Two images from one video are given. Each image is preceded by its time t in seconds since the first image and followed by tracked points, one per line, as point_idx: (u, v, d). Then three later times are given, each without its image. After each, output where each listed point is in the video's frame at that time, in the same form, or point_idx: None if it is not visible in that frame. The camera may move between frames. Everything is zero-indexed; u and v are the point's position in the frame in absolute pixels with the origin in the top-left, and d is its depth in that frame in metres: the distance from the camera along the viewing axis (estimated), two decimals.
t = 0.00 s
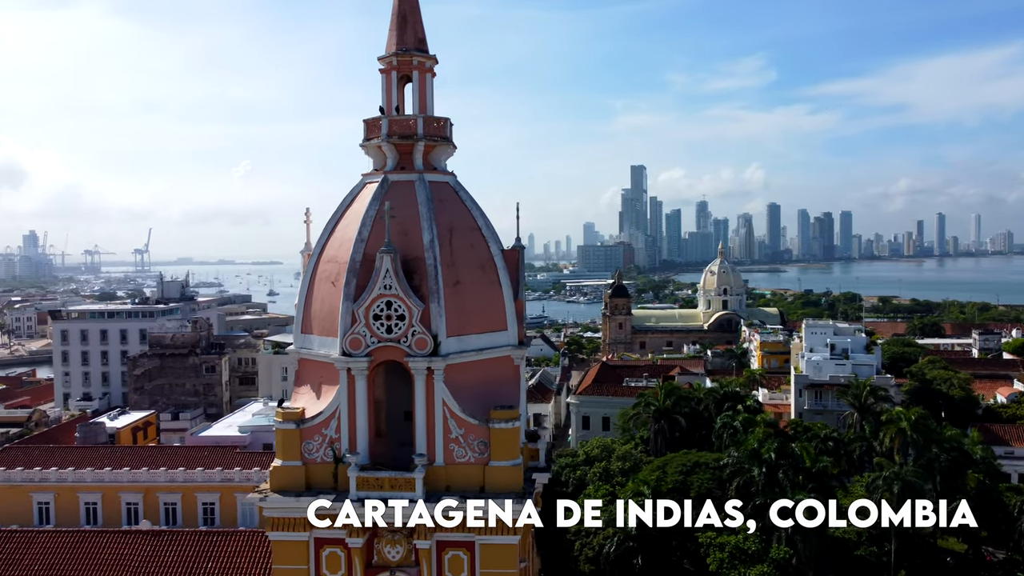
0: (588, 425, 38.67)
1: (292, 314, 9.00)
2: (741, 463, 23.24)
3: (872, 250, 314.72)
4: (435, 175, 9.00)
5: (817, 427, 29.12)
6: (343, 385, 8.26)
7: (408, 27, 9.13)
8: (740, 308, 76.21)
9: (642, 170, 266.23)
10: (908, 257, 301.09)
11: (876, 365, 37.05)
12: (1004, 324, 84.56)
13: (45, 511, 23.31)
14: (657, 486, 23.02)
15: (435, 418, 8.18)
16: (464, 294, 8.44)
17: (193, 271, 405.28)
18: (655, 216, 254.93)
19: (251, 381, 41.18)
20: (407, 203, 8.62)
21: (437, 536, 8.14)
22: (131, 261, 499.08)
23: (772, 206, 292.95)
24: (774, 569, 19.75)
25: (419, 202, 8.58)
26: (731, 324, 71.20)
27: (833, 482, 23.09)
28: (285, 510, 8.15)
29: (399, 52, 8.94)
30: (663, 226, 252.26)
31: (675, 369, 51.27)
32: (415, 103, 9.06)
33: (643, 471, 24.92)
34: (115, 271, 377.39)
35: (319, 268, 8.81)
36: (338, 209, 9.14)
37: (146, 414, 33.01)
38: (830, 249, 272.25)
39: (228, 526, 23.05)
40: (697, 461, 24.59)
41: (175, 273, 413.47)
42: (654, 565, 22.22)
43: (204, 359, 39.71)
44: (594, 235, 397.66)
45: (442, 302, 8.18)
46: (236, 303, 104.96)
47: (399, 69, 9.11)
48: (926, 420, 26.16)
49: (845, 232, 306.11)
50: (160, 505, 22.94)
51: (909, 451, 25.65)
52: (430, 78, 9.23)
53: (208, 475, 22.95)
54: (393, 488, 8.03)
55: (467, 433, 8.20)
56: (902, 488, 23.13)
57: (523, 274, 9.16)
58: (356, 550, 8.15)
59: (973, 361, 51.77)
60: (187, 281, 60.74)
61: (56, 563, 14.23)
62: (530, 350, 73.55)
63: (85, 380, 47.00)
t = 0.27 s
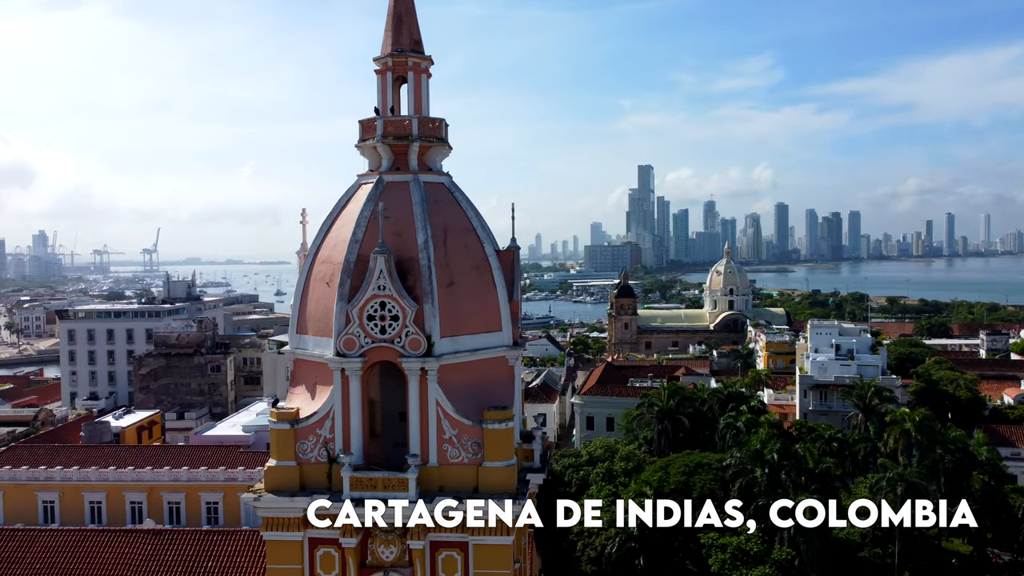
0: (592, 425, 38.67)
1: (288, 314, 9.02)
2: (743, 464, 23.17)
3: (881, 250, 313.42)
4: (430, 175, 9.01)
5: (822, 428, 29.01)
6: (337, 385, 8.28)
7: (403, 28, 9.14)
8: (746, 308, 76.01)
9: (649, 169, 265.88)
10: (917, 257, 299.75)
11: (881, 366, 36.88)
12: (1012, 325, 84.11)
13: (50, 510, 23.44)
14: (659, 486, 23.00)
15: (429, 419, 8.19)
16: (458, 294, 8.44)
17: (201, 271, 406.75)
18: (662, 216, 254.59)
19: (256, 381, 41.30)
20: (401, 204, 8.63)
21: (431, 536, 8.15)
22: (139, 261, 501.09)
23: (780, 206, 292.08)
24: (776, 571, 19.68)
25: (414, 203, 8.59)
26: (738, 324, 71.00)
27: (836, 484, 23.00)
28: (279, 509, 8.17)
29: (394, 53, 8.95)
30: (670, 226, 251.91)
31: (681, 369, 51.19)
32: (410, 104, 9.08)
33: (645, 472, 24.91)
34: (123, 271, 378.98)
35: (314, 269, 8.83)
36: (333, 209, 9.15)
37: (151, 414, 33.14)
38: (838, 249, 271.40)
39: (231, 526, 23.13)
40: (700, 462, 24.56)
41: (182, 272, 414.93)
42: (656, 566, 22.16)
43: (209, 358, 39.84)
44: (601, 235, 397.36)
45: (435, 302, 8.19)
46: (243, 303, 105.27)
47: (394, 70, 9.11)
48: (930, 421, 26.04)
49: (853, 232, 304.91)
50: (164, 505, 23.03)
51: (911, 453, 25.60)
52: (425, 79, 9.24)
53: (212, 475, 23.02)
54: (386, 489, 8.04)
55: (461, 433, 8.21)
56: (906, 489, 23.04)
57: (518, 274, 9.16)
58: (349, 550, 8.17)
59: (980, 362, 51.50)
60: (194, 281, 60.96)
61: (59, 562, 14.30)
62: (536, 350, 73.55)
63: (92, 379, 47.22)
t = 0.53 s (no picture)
0: (597, 426, 38.65)
1: (283, 315, 9.04)
2: (747, 465, 23.04)
3: (890, 250, 311.94)
4: (424, 176, 9.01)
5: (827, 429, 28.89)
6: (331, 386, 8.29)
7: (398, 29, 9.17)
8: (753, 309, 75.79)
9: (658, 169, 265.46)
10: (927, 257, 298.20)
11: (888, 367, 36.71)
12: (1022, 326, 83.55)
13: (56, 508, 23.58)
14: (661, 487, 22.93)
15: (422, 420, 8.20)
16: (452, 296, 8.46)
17: (210, 271, 408.52)
18: (670, 216, 254.16)
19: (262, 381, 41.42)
20: (395, 205, 8.65)
21: (424, 537, 8.16)
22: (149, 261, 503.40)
23: (789, 206, 291.13)
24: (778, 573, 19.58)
25: (408, 204, 8.60)
26: (745, 324, 70.80)
27: (840, 486, 22.92)
28: (273, 509, 8.19)
29: (388, 55, 8.98)
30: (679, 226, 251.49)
31: (687, 369, 51.11)
32: (405, 105, 9.09)
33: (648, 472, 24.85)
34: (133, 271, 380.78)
35: (309, 270, 8.86)
36: (328, 210, 9.17)
37: (157, 413, 33.29)
38: (848, 249, 270.33)
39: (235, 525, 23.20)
40: (703, 463, 24.46)
41: (192, 272, 416.76)
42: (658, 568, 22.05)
43: (215, 358, 39.99)
44: (609, 235, 397.17)
45: (429, 303, 8.20)
46: (251, 302, 105.65)
47: (389, 71, 9.13)
48: (935, 422, 25.88)
49: (862, 232, 303.55)
50: (169, 504, 23.13)
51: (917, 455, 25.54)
52: (420, 80, 9.26)
53: (216, 474, 23.10)
54: (379, 489, 8.05)
55: (453, 434, 8.21)
56: (911, 491, 22.95)
57: (512, 275, 9.16)
58: (343, 551, 8.17)
59: (989, 363, 51.19)
60: (201, 281, 61.19)
61: (60, 560, 14.41)
62: (542, 350, 73.58)
63: (99, 379, 47.46)
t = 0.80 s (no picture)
0: (602, 426, 38.64)
1: (279, 316, 9.06)
2: (750, 466, 22.99)
3: (899, 250, 310.59)
4: (420, 178, 9.03)
5: (831, 431, 28.76)
6: (325, 387, 8.31)
7: (393, 31, 9.18)
8: (760, 309, 75.58)
9: (665, 169, 265.14)
10: (936, 258, 296.80)
11: (893, 368, 36.56)
12: None
13: (61, 507, 23.71)
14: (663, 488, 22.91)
15: (416, 421, 8.22)
16: (446, 297, 8.46)
17: (218, 271, 410.03)
18: (677, 216, 253.81)
19: (267, 380, 41.54)
20: (390, 207, 8.66)
21: (417, 538, 8.18)
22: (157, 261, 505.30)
23: (797, 206, 290.27)
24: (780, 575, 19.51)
25: (402, 205, 8.61)
26: (751, 325, 70.63)
27: (845, 487, 22.84)
28: (267, 510, 8.22)
29: (384, 57, 8.99)
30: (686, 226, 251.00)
31: (692, 370, 51.04)
32: (400, 107, 9.09)
33: (651, 473, 24.81)
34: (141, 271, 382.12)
35: (304, 271, 8.88)
36: (324, 211, 9.18)
37: (162, 413, 33.42)
38: (856, 250, 269.51)
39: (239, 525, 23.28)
40: (706, 463, 24.42)
41: (200, 272, 418.07)
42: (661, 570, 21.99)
43: (220, 358, 40.13)
44: (616, 235, 396.69)
45: (423, 305, 8.20)
46: (258, 302, 105.88)
47: (384, 73, 9.14)
48: (939, 424, 25.74)
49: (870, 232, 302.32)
50: (173, 503, 23.22)
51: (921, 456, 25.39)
52: (415, 82, 9.26)
53: (219, 474, 23.18)
54: (372, 490, 8.07)
55: (447, 435, 8.22)
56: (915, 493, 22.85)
57: (507, 276, 9.17)
58: (337, 551, 8.19)
59: (997, 364, 50.90)
60: (208, 281, 61.39)
61: (62, 560, 14.49)
62: (547, 350, 73.58)
63: (106, 378, 47.66)
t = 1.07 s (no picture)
0: (606, 427, 38.62)
1: (274, 317, 9.09)
2: (753, 467, 22.95)
3: (909, 250, 308.96)
4: (414, 179, 9.05)
5: (836, 432, 28.60)
6: (319, 388, 8.34)
7: (388, 33, 9.20)
8: (767, 309, 75.32)
9: (673, 169, 264.64)
10: (946, 258, 295.10)
11: (900, 369, 36.37)
12: None
13: (67, 506, 23.88)
14: (667, 489, 22.84)
15: (409, 422, 8.24)
16: (439, 298, 8.48)
17: (228, 270, 411.61)
18: (686, 216, 253.23)
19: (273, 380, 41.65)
20: (384, 208, 8.68)
21: (410, 538, 8.21)
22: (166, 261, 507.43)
23: (806, 206, 289.13)
24: None
25: (396, 207, 8.64)
26: (758, 325, 70.41)
27: (849, 488, 22.78)
28: (261, 511, 8.26)
29: (378, 58, 9.02)
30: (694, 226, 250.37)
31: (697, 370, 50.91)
32: (394, 108, 9.12)
33: (655, 474, 24.79)
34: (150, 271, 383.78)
35: (299, 272, 8.91)
36: (319, 213, 9.21)
37: (168, 413, 33.57)
38: (866, 250, 268.32)
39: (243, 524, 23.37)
40: (710, 464, 24.38)
41: (209, 272, 419.64)
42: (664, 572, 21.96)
43: (226, 358, 40.27)
44: (624, 234, 395.99)
45: (416, 306, 8.23)
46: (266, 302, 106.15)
47: (379, 75, 9.17)
48: (944, 425, 25.51)
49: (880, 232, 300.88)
50: (177, 502, 23.33)
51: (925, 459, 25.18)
52: (410, 83, 9.29)
53: (224, 473, 23.27)
54: (365, 491, 8.09)
55: (440, 436, 8.25)
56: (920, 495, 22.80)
57: (502, 277, 9.18)
58: (330, 551, 8.22)
59: (1006, 365, 50.56)
60: (215, 281, 61.62)
61: (64, 559, 14.56)
62: (553, 350, 73.59)
63: (113, 378, 47.91)
